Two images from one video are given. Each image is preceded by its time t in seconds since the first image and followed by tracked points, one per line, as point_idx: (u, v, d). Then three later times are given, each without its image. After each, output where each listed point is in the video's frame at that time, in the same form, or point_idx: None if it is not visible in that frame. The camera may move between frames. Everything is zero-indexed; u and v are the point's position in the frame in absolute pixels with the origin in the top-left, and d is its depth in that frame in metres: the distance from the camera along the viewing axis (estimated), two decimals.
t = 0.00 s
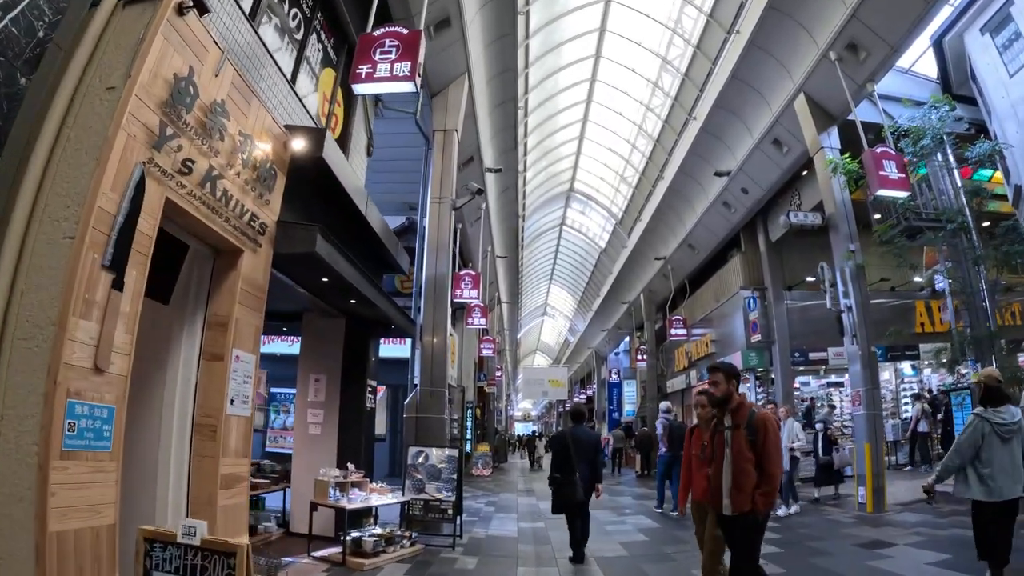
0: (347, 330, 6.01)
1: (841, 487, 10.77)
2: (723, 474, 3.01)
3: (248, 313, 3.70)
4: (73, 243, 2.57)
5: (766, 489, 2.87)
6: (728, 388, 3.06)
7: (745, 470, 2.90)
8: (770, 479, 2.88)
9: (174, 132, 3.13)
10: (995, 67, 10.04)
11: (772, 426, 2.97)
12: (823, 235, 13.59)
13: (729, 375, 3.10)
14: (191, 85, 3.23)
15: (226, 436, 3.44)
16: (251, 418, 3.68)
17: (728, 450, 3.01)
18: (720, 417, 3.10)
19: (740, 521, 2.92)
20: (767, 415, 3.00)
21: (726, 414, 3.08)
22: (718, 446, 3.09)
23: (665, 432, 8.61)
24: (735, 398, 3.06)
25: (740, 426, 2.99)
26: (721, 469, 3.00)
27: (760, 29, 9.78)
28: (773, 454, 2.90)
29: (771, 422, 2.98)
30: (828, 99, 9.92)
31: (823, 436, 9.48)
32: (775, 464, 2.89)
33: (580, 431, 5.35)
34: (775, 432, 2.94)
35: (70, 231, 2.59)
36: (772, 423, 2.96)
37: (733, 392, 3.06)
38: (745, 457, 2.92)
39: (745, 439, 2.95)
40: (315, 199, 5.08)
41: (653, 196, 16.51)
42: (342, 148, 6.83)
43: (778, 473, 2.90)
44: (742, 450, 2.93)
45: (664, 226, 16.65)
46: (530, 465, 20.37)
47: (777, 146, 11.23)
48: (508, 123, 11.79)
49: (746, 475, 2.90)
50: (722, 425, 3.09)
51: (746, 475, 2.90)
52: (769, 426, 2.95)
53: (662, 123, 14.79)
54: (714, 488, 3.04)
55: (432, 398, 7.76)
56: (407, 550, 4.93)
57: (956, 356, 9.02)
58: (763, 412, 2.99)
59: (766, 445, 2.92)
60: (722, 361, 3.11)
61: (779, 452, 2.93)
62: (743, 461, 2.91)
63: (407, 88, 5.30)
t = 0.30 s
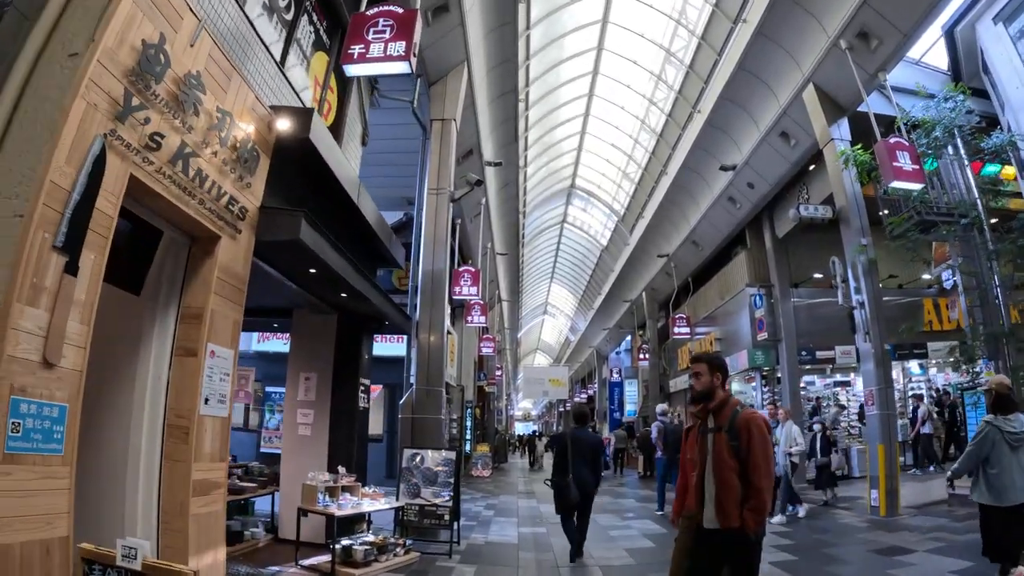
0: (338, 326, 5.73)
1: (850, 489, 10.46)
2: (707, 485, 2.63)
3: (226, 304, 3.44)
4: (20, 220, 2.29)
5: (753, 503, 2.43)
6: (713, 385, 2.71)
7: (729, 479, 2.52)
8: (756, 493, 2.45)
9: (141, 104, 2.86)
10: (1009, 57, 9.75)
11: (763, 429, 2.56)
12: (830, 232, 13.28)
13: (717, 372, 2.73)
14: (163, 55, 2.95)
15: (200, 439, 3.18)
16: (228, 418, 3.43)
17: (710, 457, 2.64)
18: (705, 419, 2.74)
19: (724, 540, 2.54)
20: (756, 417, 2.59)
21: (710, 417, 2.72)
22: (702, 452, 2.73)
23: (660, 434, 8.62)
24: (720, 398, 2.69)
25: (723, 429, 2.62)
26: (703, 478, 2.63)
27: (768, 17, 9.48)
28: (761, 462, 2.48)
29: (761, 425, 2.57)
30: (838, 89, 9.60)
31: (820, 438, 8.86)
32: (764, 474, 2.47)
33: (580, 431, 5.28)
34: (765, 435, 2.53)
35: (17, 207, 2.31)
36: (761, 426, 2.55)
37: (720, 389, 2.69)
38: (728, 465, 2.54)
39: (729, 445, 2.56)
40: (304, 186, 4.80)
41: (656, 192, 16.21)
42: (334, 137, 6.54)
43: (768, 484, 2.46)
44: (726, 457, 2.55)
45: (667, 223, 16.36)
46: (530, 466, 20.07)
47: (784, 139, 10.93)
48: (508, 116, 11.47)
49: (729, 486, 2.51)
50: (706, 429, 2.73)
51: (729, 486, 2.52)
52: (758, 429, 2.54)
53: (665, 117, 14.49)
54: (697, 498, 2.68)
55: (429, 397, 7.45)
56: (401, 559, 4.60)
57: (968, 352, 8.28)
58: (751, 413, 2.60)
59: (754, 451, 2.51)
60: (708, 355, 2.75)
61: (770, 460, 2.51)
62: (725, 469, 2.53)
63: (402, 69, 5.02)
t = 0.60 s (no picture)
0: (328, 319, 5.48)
1: (859, 488, 10.19)
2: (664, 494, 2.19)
3: (199, 288, 3.22)
4: None
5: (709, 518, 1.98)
6: (671, 377, 2.25)
7: (684, 490, 2.07)
8: (715, 505, 1.98)
9: (105, 66, 2.62)
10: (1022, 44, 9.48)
11: (726, 430, 2.08)
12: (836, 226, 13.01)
13: (677, 361, 2.28)
14: (132, 16, 2.72)
15: (169, 433, 2.96)
16: (201, 411, 3.21)
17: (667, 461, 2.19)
18: (665, 417, 2.29)
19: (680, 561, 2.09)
20: (719, 415, 2.12)
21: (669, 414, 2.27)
22: (661, 457, 2.29)
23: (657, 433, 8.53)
24: (680, 391, 2.24)
25: (681, 428, 2.16)
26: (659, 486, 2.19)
27: (774, 3, 9.21)
28: (721, 469, 2.01)
29: (723, 425, 2.09)
30: (845, 77, 9.32)
31: (818, 438, 8.45)
32: (725, 483, 2.00)
33: (578, 428, 5.21)
34: (726, 437, 2.06)
35: None
36: (723, 426, 2.08)
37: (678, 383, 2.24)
38: (684, 471, 2.08)
39: (685, 449, 2.11)
40: (290, 169, 4.56)
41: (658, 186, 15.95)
42: (326, 122, 6.29)
43: (730, 496, 1.99)
44: (680, 463, 2.10)
45: (669, 218, 16.10)
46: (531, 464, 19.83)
47: (790, 129, 10.67)
48: (507, 107, 11.20)
49: (683, 498, 2.05)
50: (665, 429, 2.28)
51: (685, 496, 2.06)
52: (719, 430, 2.07)
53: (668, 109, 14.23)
54: (654, 510, 2.24)
55: (425, 393, 7.18)
56: (392, 561, 4.27)
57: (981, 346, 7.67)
58: (712, 410, 2.13)
59: (711, 455, 2.04)
60: (667, 341, 2.30)
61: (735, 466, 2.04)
62: (680, 475, 2.08)
63: (394, 45, 4.81)
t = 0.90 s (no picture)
0: (314, 315, 5.23)
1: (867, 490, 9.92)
2: (599, 508, 1.77)
3: (162, 276, 2.97)
4: None
5: (645, 540, 1.53)
6: (615, 367, 1.85)
7: (622, 503, 1.65)
8: (651, 526, 1.54)
9: (55, 30, 2.36)
10: None
11: (674, 429, 1.64)
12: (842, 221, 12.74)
13: (623, 349, 1.87)
14: None
15: (126, 432, 2.71)
16: (165, 409, 2.96)
17: (603, 466, 1.77)
18: (607, 414, 1.86)
19: None
20: (665, 412, 1.68)
21: (612, 412, 1.85)
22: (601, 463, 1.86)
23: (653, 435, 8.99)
24: (626, 383, 1.82)
25: (620, 428, 1.74)
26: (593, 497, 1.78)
27: None
28: (662, 475, 1.57)
29: (670, 424, 1.65)
30: (853, 66, 9.02)
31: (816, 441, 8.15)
32: (667, 494, 1.55)
33: (571, 431, 4.92)
34: (673, 436, 1.62)
35: None
36: (669, 423, 1.64)
37: (622, 373, 1.84)
38: (621, 482, 1.67)
39: (623, 450, 1.69)
40: (269, 151, 4.30)
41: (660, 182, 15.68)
42: (314, 110, 6.04)
43: (676, 513, 1.54)
44: (618, 469, 1.68)
45: (672, 214, 15.82)
46: (531, 464, 19.58)
47: (796, 121, 10.39)
48: (505, 99, 10.93)
49: (616, 514, 1.65)
50: (606, 427, 1.86)
51: (620, 513, 1.65)
52: (662, 427, 1.63)
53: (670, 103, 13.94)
54: (590, 526, 1.83)
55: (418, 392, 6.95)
56: (380, 571, 4.04)
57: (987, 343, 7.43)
58: (658, 403, 1.71)
59: (651, 457, 1.61)
60: (612, 325, 1.90)
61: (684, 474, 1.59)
62: (617, 487, 1.67)
63: (381, 24, 4.53)
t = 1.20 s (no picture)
0: (302, 306, 5.03)
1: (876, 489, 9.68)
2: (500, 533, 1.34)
3: (127, 258, 2.76)
4: None
5: None
6: (536, 359, 1.49)
7: (529, 525, 1.21)
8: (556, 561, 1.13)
9: None
10: None
11: (596, 434, 1.25)
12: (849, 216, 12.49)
13: (549, 335, 1.51)
14: None
15: (85, 425, 2.50)
16: (129, 401, 2.76)
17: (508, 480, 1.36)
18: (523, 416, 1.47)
19: None
20: (589, 414, 1.28)
21: (526, 413, 1.45)
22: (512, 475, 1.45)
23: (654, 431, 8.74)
24: (545, 377, 1.44)
25: (532, 431, 1.34)
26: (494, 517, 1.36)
27: None
28: (576, 491, 1.17)
29: (594, 428, 1.26)
30: (861, 54, 8.77)
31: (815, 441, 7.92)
32: (581, 517, 1.16)
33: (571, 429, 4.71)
34: (595, 442, 1.23)
35: None
36: (591, 425, 1.25)
37: (546, 364, 1.48)
38: (528, 501, 1.24)
39: (533, 456, 1.29)
40: (247, 127, 4.09)
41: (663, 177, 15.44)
42: (304, 95, 5.83)
43: (590, 545, 1.14)
44: (525, 482, 1.26)
45: (675, 209, 15.58)
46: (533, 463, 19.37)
47: (802, 111, 10.13)
48: (504, 91, 10.70)
49: (518, 543, 1.22)
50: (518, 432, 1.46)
51: (522, 540, 1.22)
52: (581, 429, 1.25)
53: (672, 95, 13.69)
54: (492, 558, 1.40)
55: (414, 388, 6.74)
56: None
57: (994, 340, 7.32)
58: (582, 401, 1.33)
59: (562, 465, 1.22)
60: (539, 307, 1.55)
61: (606, 492, 1.20)
62: (520, 506, 1.24)
63: None
